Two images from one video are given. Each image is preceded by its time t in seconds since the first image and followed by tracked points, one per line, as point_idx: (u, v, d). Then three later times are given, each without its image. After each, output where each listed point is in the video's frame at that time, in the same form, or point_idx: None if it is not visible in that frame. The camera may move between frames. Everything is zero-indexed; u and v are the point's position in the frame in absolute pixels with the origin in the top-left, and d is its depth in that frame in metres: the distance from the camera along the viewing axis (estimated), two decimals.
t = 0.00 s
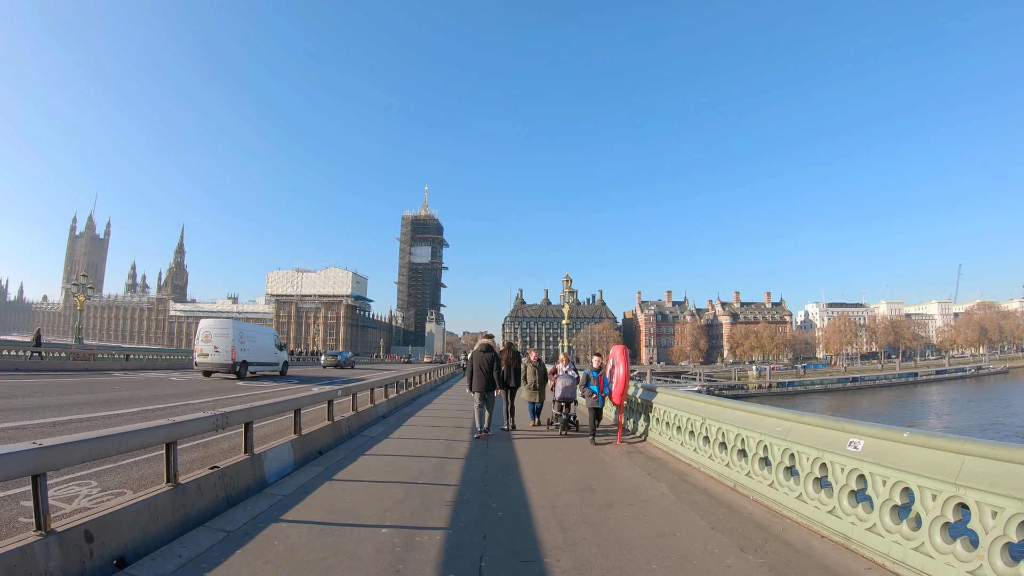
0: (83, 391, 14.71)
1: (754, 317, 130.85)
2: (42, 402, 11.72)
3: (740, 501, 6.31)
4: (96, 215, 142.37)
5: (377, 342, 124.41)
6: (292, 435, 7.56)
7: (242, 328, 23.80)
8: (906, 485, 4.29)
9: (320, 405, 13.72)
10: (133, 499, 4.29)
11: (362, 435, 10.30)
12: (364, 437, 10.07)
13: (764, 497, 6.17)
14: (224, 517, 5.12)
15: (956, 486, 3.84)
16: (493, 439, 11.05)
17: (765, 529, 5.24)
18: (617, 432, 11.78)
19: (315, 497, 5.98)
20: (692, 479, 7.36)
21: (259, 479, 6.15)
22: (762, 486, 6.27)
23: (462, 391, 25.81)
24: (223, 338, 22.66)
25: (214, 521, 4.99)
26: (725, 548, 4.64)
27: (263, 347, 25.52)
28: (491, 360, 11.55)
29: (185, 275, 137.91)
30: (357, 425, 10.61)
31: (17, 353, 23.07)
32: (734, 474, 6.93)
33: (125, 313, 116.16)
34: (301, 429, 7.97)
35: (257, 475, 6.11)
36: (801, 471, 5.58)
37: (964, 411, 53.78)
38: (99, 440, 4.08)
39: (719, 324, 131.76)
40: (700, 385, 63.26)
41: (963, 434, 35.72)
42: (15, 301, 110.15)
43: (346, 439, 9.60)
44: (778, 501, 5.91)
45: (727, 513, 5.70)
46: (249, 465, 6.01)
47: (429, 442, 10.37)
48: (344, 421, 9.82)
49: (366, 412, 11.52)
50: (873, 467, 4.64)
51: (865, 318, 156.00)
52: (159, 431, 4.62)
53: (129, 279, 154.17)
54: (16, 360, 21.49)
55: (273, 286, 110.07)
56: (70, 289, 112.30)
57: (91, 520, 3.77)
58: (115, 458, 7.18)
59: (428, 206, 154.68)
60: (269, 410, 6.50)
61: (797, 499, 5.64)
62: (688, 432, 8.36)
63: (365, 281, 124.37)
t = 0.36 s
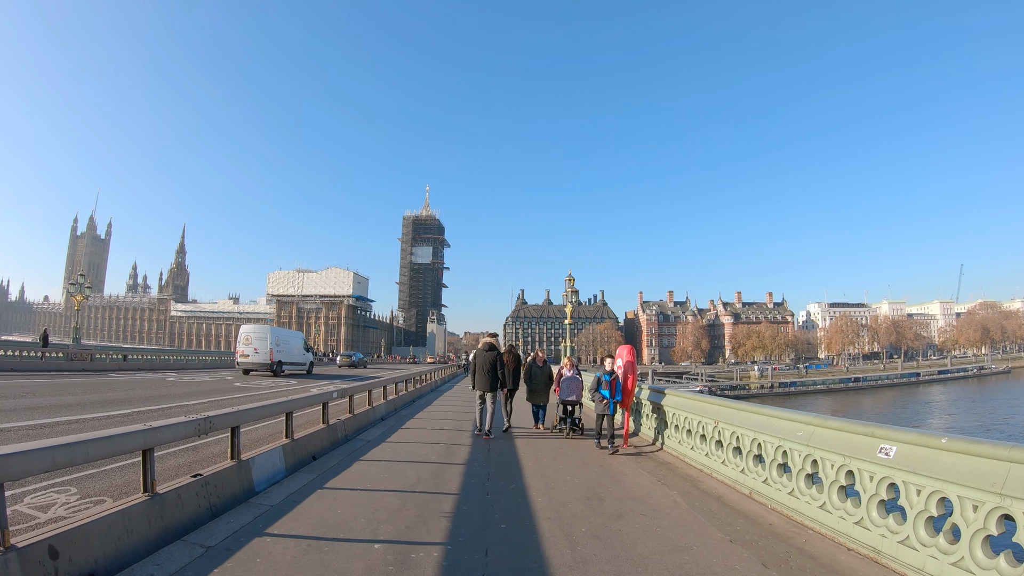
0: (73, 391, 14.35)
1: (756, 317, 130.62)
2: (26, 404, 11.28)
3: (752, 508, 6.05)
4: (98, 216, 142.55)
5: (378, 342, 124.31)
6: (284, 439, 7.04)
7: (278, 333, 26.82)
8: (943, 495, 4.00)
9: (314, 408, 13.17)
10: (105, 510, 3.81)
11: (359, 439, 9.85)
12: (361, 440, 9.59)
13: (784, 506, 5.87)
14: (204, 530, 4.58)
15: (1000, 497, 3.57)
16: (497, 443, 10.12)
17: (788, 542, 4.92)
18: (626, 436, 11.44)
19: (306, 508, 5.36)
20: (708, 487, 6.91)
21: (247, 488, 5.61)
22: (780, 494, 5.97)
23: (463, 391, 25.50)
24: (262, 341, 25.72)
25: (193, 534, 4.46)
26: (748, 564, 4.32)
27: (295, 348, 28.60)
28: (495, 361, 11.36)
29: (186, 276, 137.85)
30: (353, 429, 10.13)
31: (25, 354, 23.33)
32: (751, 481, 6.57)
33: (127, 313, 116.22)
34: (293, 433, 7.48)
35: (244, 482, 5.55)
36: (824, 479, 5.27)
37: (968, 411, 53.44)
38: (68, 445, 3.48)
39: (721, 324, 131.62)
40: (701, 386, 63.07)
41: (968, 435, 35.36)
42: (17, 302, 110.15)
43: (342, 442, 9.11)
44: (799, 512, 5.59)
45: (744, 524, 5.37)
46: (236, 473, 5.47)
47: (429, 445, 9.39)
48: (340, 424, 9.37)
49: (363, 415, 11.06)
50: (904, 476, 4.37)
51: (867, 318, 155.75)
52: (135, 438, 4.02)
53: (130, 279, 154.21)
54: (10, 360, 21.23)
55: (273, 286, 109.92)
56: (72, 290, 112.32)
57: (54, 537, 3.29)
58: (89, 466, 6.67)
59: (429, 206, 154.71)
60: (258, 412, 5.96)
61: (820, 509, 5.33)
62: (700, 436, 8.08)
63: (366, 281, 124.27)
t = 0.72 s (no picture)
0: (65, 392, 14.17)
1: (757, 316, 130.38)
2: (13, 405, 11.07)
3: (768, 517, 5.73)
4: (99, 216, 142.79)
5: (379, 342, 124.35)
6: (273, 444, 6.76)
7: (304, 335, 29.84)
8: (988, 507, 3.67)
9: (309, 412, 12.94)
10: (70, 525, 3.52)
11: (354, 444, 9.61)
12: (356, 445, 9.34)
13: (802, 515, 5.56)
14: (179, 546, 4.26)
15: None
16: (497, 447, 9.77)
17: (813, 557, 4.61)
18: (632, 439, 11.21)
19: (291, 521, 5.00)
20: (720, 494, 6.62)
21: (231, 497, 5.29)
22: (800, 503, 5.63)
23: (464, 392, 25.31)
24: (292, 344, 28.74)
25: (166, 551, 4.13)
26: None
27: (319, 348, 31.75)
28: (493, 361, 11.27)
29: (187, 276, 137.97)
30: (348, 433, 9.91)
31: (25, 355, 23.30)
32: (766, 488, 6.23)
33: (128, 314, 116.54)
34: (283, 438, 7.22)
35: (227, 492, 5.23)
36: (850, 488, 4.94)
37: (973, 411, 53.05)
38: (25, 454, 3.14)
39: (722, 323, 131.41)
40: (703, 386, 62.90)
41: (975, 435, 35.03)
42: (18, 303, 110.38)
43: (336, 447, 8.84)
44: (820, 522, 5.26)
45: (764, 537, 5.07)
46: (219, 479, 5.17)
47: (427, 450, 9.04)
48: (335, 428, 9.11)
49: (358, 419, 10.84)
50: (939, 484, 4.04)
51: (868, 318, 155.40)
52: (106, 445, 3.68)
53: (132, 280, 154.54)
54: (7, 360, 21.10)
55: (273, 286, 109.90)
56: (73, 291, 112.43)
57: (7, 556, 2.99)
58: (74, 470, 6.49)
59: (430, 206, 154.95)
60: (243, 416, 5.63)
61: (844, 520, 5.00)
62: (709, 438, 7.75)
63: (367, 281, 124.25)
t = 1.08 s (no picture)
0: (57, 392, 13.99)
1: (759, 317, 130.30)
2: (2, 406, 10.87)
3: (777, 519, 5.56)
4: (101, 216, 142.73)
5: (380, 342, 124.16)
6: (263, 449, 6.60)
7: (325, 336, 33.12)
8: None
9: (303, 412, 12.79)
10: (31, 538, 3.28)
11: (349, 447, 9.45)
12: (351, 449, 9.21)
13: (827, 525, 5.18)
14: (155, 560, 4.02)
15: None
16: (500, 450, 9.57)
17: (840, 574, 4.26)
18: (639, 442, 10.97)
19: (278, 532, 4.79)
20: (734, 502, 6.31)
21: (214, 506, 5.08)
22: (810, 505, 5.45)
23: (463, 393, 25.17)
24: (314, 344, 32.03)
25: (139, 566, 3.90)
26: None
27: (337, 346, 35.11)
28: (494, 360, 11.14)
29: (188, 275, 137.93)
30: (343, 436, 9.77)
31: (24, 354, 23.24)
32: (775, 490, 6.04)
33: (128, 313, 116.53)
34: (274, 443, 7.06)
35: (208, 501, 5.01)
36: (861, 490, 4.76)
37: (975, 412, 52.85)
38: None
39: (724, 323, 131.29)
40: (705, 386, 62.74)
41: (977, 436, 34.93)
42: (19, 303, 110.37)
43: (329, 451, 8.70)
44: (848, 533, 4.88)
45: (788, 551, 4.75)
46: (201, 488, 4.96)
47: (425, 455, 8.87)
48: (329, 431, 8.98)
49: (354, 421, 10.68)
50: (983, 492, 3.66)
51: (870, 318, 155.31)
52: (69, 452, 3.42)
53: (133, 279, 154.55)
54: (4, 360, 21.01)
55: (274, 286, 109.79)
56: (73, 291, 112.34)
57: None
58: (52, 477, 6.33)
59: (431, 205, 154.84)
60: (228, 420, 5.43)
61: (876, 532, 4.60)
62: (723, 442, 7.41)
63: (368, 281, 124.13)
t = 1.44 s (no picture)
0: (52, 392, 13.88)
1: (760, 317, 130.21)
2: None
3: (786, 525, 5.43)
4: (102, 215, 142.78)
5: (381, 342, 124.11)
6: (252, 456, 6.51)
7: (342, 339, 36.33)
8: None
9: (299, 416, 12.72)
10: None
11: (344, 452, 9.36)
12: (345, 454, 9.11)
13: (854, 537, 4.81)
14: None
15: None
16: (501, 455, 9.44)
17: None
18: (644, 446, 10.80)
19: (260, 550, 4.63)
20: (750, 510, 6.05)
21: (195, 518, 4.95)
22: (817, 509, 5.34)
23: (463, 394, 25.04)
24: (333, 347, 35.24)
25: None
26: None
27: (353, 349, 38.22)
28: (498, 363, 11.02)
29: (188, 275, 137.94)
30: (338, 440, 9.69)
31: (31, 354, 23.49)
32: (781, 493, 5.94)
33: (129, 313, 116.53)
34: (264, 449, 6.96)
35: (189, 513, 4.89)
36: (871, 494, 4.63)
37: (978, 412, 52.65)
38: None
39: (725, 323, 131.16)
40: (706, 387, 62.67)
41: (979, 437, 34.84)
42: (20, 303, 110.38)
43: (323, 456, 8.60)
44: (877, 546, 4.51)
45: (812, 566, 4.44)
46: (181, 499, 4.82)
47: (424, 461, 8.72)
48: (323, 435, 8.89)
49: (350, 424, 10.60)
50: None
51: (871, 318, 155.18)
52: (33, 461, 3.25)
53: (133, 279, 154.60)
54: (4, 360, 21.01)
55: (274, 286, 109.76)
56: (74, 291, 112.40)
57: None
58: (31, 484, 6.25)
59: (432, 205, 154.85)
60: (213, 427, 5.29)
61: (909, 546, 4.24)
62: (735, 447, 7.12)
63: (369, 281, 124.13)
